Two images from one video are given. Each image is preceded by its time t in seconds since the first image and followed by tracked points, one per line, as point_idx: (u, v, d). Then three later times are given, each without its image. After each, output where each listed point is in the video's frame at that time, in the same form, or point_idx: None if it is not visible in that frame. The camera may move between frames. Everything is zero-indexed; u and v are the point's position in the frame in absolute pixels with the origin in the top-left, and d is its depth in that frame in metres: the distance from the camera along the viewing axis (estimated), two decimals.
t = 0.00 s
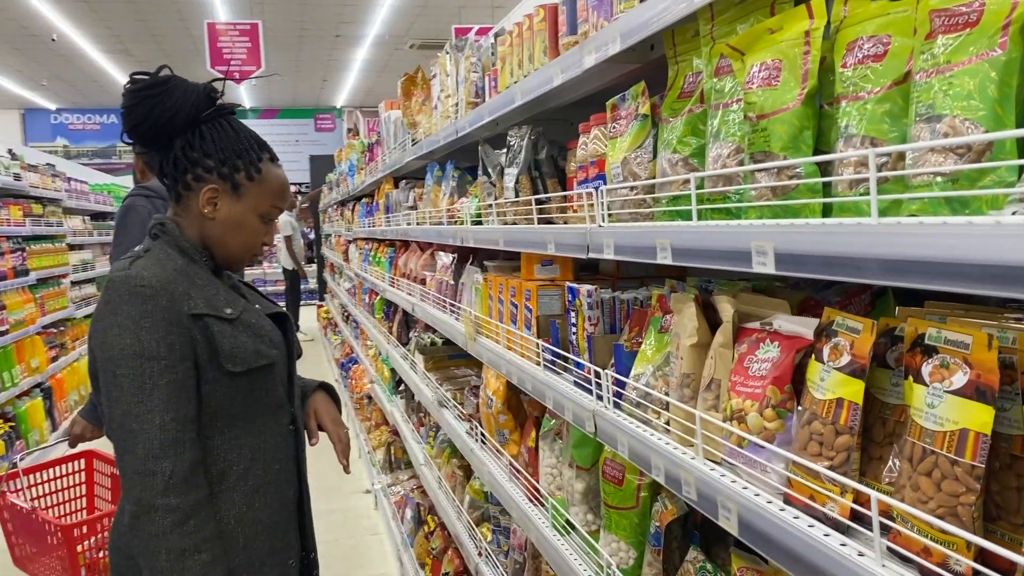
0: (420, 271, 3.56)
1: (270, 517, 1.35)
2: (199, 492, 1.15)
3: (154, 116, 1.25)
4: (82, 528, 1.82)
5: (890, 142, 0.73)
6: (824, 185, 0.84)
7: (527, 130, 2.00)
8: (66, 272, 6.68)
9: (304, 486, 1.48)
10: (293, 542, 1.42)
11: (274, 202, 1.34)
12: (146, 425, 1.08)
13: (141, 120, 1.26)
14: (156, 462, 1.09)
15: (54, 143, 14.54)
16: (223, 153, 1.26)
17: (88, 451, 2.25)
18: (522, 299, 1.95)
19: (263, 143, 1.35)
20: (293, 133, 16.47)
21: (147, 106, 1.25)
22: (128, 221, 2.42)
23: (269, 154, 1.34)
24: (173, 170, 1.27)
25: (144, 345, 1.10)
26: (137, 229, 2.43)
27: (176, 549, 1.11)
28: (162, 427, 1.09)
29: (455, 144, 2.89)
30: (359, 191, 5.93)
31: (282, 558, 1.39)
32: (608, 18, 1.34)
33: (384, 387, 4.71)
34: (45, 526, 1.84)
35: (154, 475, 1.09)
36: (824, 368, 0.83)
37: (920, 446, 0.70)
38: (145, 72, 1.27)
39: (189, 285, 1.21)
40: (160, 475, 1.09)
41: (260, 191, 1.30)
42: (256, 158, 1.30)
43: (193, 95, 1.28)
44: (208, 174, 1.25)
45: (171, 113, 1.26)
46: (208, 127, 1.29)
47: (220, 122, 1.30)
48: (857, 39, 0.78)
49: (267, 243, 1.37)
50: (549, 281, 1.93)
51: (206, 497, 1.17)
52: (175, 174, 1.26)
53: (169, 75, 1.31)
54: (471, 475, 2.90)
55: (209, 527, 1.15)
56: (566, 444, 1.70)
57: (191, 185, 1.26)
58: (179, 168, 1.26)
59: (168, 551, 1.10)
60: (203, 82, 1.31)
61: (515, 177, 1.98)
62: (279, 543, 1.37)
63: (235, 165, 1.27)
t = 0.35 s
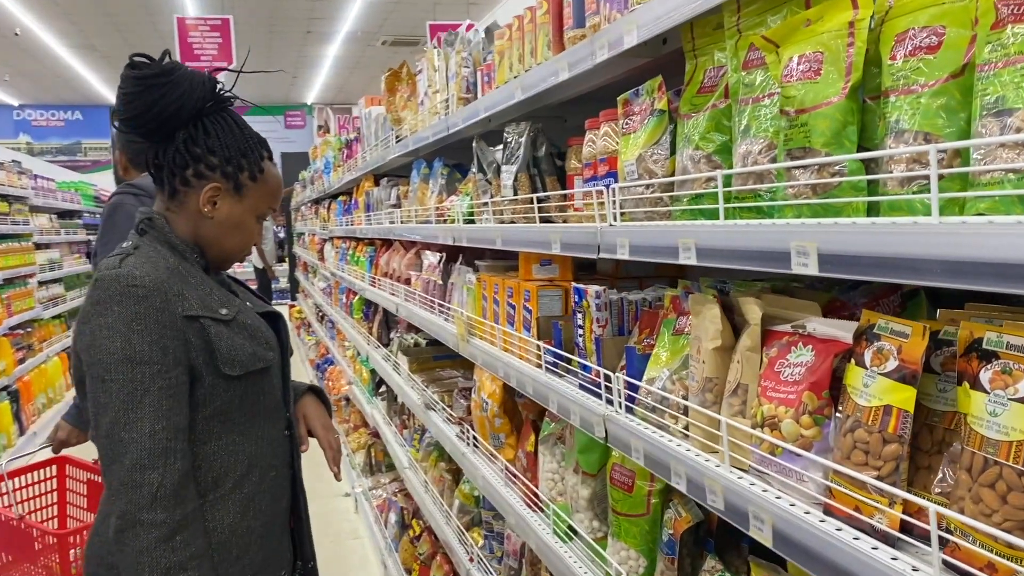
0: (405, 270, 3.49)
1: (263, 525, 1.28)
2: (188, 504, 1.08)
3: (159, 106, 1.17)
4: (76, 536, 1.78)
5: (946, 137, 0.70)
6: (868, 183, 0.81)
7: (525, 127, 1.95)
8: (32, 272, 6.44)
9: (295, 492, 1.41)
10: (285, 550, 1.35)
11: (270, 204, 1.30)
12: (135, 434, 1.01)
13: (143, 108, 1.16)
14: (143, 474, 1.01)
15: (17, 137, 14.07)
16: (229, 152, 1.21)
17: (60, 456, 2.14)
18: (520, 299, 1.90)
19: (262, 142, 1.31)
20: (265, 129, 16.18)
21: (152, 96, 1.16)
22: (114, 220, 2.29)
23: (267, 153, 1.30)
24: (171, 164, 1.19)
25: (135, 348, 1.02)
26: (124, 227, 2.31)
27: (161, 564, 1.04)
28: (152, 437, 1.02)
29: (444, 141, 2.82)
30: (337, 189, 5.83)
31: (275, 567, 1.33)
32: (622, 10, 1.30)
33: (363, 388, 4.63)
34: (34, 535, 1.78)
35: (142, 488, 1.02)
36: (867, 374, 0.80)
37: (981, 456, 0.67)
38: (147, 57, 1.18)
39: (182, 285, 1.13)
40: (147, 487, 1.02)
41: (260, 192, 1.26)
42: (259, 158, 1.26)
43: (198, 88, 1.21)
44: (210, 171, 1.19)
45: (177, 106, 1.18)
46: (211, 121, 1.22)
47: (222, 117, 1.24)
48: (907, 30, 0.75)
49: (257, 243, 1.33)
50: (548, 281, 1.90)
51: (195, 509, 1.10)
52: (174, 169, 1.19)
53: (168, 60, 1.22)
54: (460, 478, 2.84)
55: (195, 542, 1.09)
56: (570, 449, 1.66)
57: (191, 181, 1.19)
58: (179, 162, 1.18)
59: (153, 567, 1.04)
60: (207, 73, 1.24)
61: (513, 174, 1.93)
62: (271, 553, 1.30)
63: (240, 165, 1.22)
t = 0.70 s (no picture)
0: (385, 266, 3.43)
1: (247, 530, 1.25)
2: (188, 507, 1.04)
3: (160, 96, 1.14)
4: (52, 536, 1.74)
5: (965, 125, 0.70)
6: (880, 172, 0.81)
7: (514, 120, 1.93)
8: None
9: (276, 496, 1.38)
10: (266, 556, 1.32)
11: (260, 201, 1.28)
12: (141, 434, 0.97)
13: (142, 96, 1.13)
14: (146, 475, 0.97)
15: None
16: (227, 145, 1.19)
17: (35, 455, 2.06)
18: (509, 294, 1.88)
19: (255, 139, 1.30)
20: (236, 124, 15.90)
21: (154, 84, 1.14)
22: (91, 214, 2.22)
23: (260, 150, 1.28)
24: (167, 154, 1.16)
25: (141, 344, 0.99)
26: (101, 221, 2.24)
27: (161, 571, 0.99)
28: (157, 437, 0.98)
29: (427, 135, 2.78)
30: (312, 185, 5.73)
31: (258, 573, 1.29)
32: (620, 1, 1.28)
33: (340, 386, 4.56)
34: (10, 535, 1.74)
35: (144, 489, 0.97)
36: (880, 365, 0.80)
37: (1000, 446, 0.66)
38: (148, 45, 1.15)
39: (184, 282, 1.11)
40: (150, 489, 0.98)
41: (253, 188, 1.25)
42: (254, 154, 1.24)
43: (198, 80, 1.20)
44: (207, 163, 1.17)
45: (177, 95, 1.16)
46: (208, 114, 1.21)
47: (220, 111, 1.23)
48: (923, 17, 0.75)
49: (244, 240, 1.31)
50: (537, 276, 1.87)
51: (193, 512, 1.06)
52: (171, 159, 1.16)
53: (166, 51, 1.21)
54: (443, 476, 2.81)
55: (193, 547, 1.04)
56: (563, 445, 1.64)
57: (187, 172, 1.16)
58: (177, 152, 1.16)
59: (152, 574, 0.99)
60: (206, 66, 1.23)
61: (502, 168, 1.91)
62: (254, 559, 1.27)
63: (237, 159, 1.20)
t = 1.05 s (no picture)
0: (367, 261, 3.40)
1: (242, 517, 1.22)
2: (169, 500, 1.01)
3: (138, 88, 1.11)
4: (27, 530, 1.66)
5: (967, 117, 0.71)
6: (880, 164, 0.81)
7: (502, 113, 1.91)
8: None
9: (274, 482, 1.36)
10: (264, 543, 1.30)
11: (246, 192, 1.25)
12: (111, 430, 0.95)
13: (119, 89, 1.11)
14: (120, 470, 0.95)
15: None
16: (208, 137, 1.15)
17: (12, 450, 1.99)
18: (496, 288, 1.86)
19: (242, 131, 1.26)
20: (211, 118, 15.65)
21: (131, 77, 1.11)
22: (68, 206, 2.17)
23: (245, 141, 1.24)
24: (147, 147, 1.13)
25: (110, 340, 0.96)
26: (78, 214, 2.19)
27: (141, 566, 0.97)
28: (127, 432, 0.95)
29: (411, 128, 2.75)
30: (290, 179, 5.65)
31: (255, 560, 1.27)
32: None
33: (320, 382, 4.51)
34: None
35: (119, 485, 0.95)
36: (880, 357, 0.81)
37: (1004, 436, 0.67)
38: (126, 35, 1.12)
39: (158, 275, 1.08)
40: (125, 485, 0.95)
41: (238, 180, 1.21)
42: (238, 145, 1.21)
43: (179, 70, 1.16)
44: (188, 155, 1.14)
45: (156, 87, 1.13)
46: (190, 105, 1.17)
47: (202, 102, 1.19)
48: (926, 9, 0.75)
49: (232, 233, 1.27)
50: (525, 270, 1.86)
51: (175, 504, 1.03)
52: (151, 152, 1.13)
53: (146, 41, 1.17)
54: (426, 472, 2.79)
55: (177, 539, 1.02)
56: (551, 439, 1.64)
57: (168, 165, 1.13)
58: (156, 145, 1.13)
59: (133, 568, 0.97)
60: (187, 56, 1.19)
61: (489, 162, 1.89)
62: (249, 546, 1.25)
63: (219, 150, 1.17)
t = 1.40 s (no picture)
0: (351, 258, 3.35)
1: (238, 505, 1.20)
2: (149, 491, 1.03)
3: (123, 92, 1.09)
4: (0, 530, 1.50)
5: (964, 118, 0.70)
6: (875, 165, 0.80)
7: (489, 110, 1.89)
8: None
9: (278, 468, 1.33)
10: (264, 529, 1.27)
11: (238, 191, 1.21)
12: (88, 425, 0.98)
13: (105, 94, 1.09)
14: (97, 464, 0.98)
15: None
16: (194, 138, 1.12)
17: None
18: (482, 287, 1.84)
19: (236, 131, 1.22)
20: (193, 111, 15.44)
21: (115, 81, 1.08)
22: (46, 202, 2.12)
23: (238, 140, 1.21)
24: (134, 150, 1.12)
25: (83, 341, 0.99)
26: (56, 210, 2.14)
27: (122, 555, 0.99)
28: (102, 427, 0.98)
29: (397, 125, 2.72)
30: (273, 175, 5.57)
31: (253, 545, 1.25)
32: None
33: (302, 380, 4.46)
34: None
35: (97, 477, 0.98)
36: (873, 362, 0.80)
37: (1000, 444, 0.66)
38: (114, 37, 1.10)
39: (135, 273, 1.08)
40: (103, 477, 0.99)
41: (227, 180, 1.17)
42: (227, 145, 1.17)
43: (166, 72, 1.13)
44: (174, 157, 1.11)
45: (141, 89, 1.10)
46: (178, 107, 1.14)
47: (191, 103, 1.16)
48: (923, 8, 0.74)
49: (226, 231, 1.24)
50: (511, 269, 1.84)
51: (158, 494, 1.06)
52: (139, 154, 1.12)
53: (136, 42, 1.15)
54: (410, 471, 2.76)
55: (160, 528, 1.04)
56: (538, 440, 1.62)
57: (155, 167, 1.12)
58: (143, 148, 1.11)
59: (114, 557, 0.99)
60: (177, 56, 1.16)
61: (476, 159, 1.87)
62: (246, 533, 1.23)
63: (206, 151, 1.14)
